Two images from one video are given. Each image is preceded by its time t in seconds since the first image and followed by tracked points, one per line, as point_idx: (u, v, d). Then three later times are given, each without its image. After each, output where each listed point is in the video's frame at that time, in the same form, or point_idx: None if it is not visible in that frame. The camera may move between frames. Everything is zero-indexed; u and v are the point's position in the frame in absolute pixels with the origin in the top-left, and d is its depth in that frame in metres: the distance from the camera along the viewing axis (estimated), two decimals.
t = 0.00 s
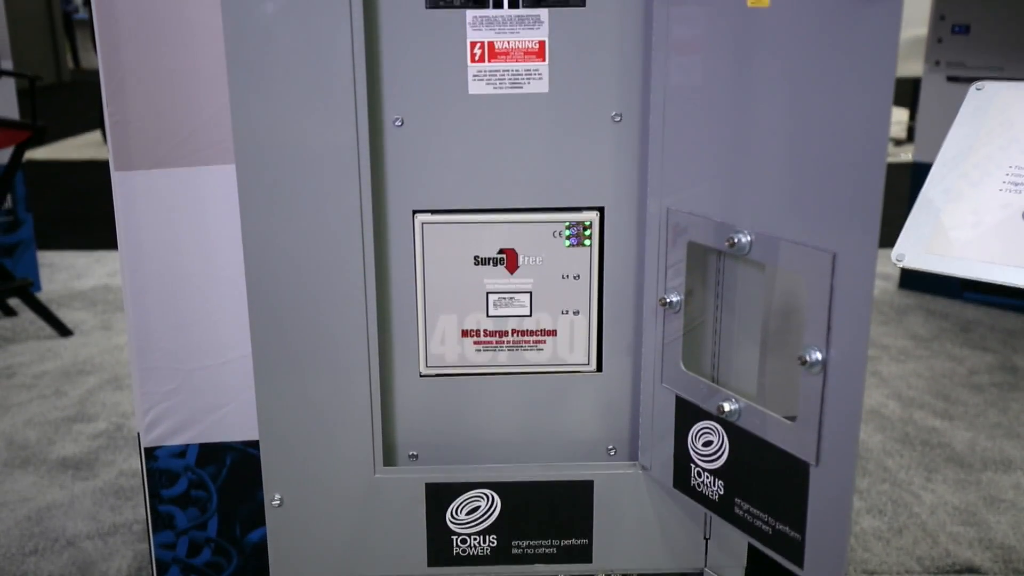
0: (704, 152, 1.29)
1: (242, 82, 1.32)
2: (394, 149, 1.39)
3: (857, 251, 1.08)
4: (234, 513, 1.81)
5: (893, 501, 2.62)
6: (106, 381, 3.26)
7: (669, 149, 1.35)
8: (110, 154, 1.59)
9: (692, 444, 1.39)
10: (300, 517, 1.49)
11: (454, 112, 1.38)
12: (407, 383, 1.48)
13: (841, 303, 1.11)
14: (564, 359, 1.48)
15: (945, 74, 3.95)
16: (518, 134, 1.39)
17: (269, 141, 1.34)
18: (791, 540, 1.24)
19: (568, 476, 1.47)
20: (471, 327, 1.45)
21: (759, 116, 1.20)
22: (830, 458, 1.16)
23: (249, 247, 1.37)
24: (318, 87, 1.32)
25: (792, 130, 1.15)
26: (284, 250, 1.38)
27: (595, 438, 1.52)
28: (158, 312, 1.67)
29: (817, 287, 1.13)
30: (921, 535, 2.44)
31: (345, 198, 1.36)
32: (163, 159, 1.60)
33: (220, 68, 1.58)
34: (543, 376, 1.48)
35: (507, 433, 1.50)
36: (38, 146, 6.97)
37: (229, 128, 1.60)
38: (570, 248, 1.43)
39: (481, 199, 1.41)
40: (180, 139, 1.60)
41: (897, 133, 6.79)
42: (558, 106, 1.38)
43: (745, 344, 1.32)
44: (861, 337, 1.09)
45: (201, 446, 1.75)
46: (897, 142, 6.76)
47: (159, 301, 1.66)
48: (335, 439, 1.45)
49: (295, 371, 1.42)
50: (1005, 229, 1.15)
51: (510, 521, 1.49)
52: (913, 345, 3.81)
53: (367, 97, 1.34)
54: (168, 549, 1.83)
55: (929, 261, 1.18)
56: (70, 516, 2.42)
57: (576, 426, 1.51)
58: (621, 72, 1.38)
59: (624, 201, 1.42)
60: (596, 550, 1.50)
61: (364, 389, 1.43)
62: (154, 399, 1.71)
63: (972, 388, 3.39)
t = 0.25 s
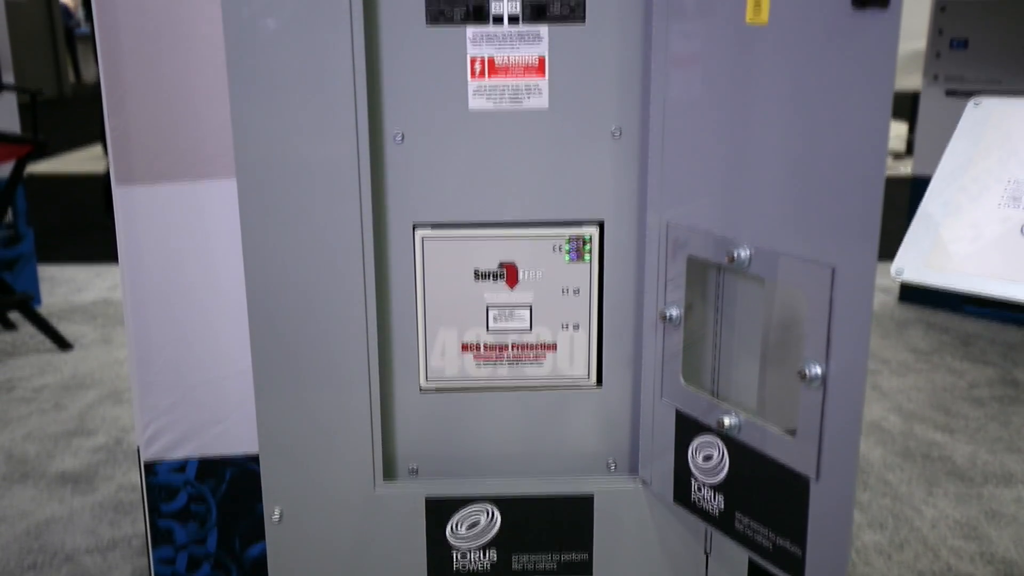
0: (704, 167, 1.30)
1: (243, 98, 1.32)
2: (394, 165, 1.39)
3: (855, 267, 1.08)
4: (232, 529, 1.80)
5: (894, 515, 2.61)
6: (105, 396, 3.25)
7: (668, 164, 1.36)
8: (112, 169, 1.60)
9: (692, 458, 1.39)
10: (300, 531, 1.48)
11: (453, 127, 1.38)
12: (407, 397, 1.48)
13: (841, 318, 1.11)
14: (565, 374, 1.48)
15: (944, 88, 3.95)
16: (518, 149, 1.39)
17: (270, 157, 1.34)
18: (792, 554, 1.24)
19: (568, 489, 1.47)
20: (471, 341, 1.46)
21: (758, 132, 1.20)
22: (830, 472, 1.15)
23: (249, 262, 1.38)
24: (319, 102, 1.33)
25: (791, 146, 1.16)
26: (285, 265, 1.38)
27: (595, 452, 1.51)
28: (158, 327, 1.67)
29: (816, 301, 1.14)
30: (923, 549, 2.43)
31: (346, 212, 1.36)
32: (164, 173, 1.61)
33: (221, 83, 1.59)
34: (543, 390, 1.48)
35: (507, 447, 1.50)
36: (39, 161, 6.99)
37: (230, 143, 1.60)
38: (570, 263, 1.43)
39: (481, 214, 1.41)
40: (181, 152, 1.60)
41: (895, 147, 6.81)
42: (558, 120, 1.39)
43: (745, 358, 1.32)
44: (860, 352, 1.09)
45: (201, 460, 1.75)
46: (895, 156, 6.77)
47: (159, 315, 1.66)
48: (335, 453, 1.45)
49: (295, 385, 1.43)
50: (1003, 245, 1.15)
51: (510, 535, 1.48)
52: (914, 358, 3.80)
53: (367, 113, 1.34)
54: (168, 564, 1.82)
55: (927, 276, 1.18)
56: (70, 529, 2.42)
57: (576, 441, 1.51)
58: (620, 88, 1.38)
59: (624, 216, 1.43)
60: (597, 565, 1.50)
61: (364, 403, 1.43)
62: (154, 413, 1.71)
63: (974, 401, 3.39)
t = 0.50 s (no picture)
0: (704, 182, 1.30)
1: (245, 113, 1.33)
2: (395, 180, 1.40)
3: (856, 282, 1.09)
4: (231, 543, 1.80)
5: (895, 529, 2.60)
6: (106, 409, 3.25)
7: (667, 179, 1.36)
8: (113, 183, 1.61)
9: (692, 473, 1.39)
10: (299, 546, 1.48)
11: (454, 143, 1.39)
12: (407, 412, 1.48)
13: (841, 333, 1.11)
14: (565, 388, 1.48)
15: (943, 102, 3.95)
16: (518, 163, 1.40)
17: (271, 172, 1.35)
18: (793, 570, 1.24)
19: (568, 504, 1.46)
20: (471, 355, 1.46)
21: (758, 147, 1.21)
22: (831, 487, 1.15)
23: (250, 276, 1.38)
24: (319, 118, 1.33)
25: (791, 161, 1.16)
26: (286, 280, 1.38)
27: (595, 467, 1.51)
28: (159, 340, 1.68)
29: (816, 316, 1.14)
30: (924, 564, 2.42)
31: (347, 227, 1.37)
32: (166, 187, 1.62)
33: (223, 98, 1.60)
34: (543, 405, 1.48)
35: (507, 461, 1.50)
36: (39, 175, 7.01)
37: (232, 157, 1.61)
38: (570, 277, 1.43)
39: (482, 228, 1.42)
40: (183, 167, 1.62)
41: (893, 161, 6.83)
42: (558, 135, 1.39)
43: (744, 372, 1.32)
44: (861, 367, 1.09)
45: (200, 475, 1.75)
46: (894, 170, 6.79)
47: (159, 329, 1.67)
48: (335, 467, 1.45)
49: (295, 400, 1.43)
50: (1001, 259, 1.15)
51: (510, 550, 1.48)
52: (914, 371, 3.80)
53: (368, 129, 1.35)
54: None
55: (927, 290, 1.18)
56: (68, 544, 2.41)
57: (576, 455, 1.51)
58: (620, 103, 1.38)
59: (623, 231, 1.43)
60: None
61: (364, 418, 1.43)
62: (154, 427, 1.72)
63: (975, 415, 3.38)
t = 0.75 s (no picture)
0: (703, 198, 1.31)
1: (245, 129, 1.33)
2: (395, 195, 1.40)
3: (855, 298, 1.09)
4: (231, 558, 1.80)
5: (896, 545, 2.59)
6: (105, 424, 3.24)
7: (667, 194, 1.37)
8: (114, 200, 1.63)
9: (693, 488, 1.38)
10: (299, 562, 1.48)
11: (454, 158, 1.39)
12: (407, 427, 1.48)
13: (841, 348, 1.12)
14: (565, 403, 1.48)
15: (942, 117, 3.96)
16: (518, 179, 1.40)
17: (272, 187, 1.35)
18: None
19: (569, 520, 1.46)
20: (471, 370, 1.46)
21: (757, 163, 1.21)
22: (832, 502, 1.15)
23: (250, 292, 1.38)
24: (319, 134, 1.33)
25: (790, 177, 1.17)
26: (286, 295, 1.38)
27: (595, 482, 1.51)
28: (159, 355, 1.70)
29: (816, 331, 1.15)
30: None
31: (347, 243, 1.37)
32: (166, 204, 1.64)
33: (223, 117, 1.63)
34: (543, 420, 1.48)
35: (507, 476, 1.50)
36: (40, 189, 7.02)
37: (232, 174, 1.64)
38: (570, 292, 1.44)
39: (482, 244, 1.42)
40: (184, 184, 1.64)
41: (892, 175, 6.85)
42: (558, 151, 1.40)
43: (744, 387, 1.32)
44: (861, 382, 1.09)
45: (200, 490, 1.76)
46: (893, 184, 6.81)
47: (160, 344, 1.69)
48: (335, 482, 1.45)
49: (295, 415, 1.43)
50: (1000, 274, 1.16)
51: (510, 566, 1.47)
52: (915, 386, 3.79)
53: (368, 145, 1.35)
54: None
55: (926, 306, 1.18)
56: (67, 559, 2.40)
57: (577, 470, 1.50)
58: (619, 119, 1.39)
59: (623, 246, 1.43)
60: None
61: (364, 433, 1.43)
62: (154, 442, 1.73)
63: (975, 430, 3.37)
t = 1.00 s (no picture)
0: (702, 214, 1.31)
1: (247, 146, 1.34)
2: (396, 212, 1.41)
3: (855, 314, 1.10)
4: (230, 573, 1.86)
5: (898, 561, 2.57)
6: (105, 440, 3.23)
7: (667, 210, 1.37)
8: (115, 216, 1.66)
9: (693, 504, 1.38)
10: None
11: (455, 175, 1.40)
12: (407, 443, 1.48)
13: (841, 364, 1.12)
14: (565, 419, 1.48)
15: (941, 132, 3.96)
16: (518, 195, 1.41)
17: (273, 204, 1.36)
18: None
19: (569, 536, 1.46)
20: (471, 386, 1.46)
21: (756, 179, 1.22)
22: (833, 519, 1.15)
23: (251, 308, 1.38)
24: (320, 150, 1.34)
25: (789, 193, 1.17)
26: (287, 311, 1.39)
27: (595, 498, 1.51)
28: (159, 369, 1.73)
29: (816, 347, 1.15)
30: None
31: (348, 259, 1.37)
32: (167, 220, 1.67)
33: (224, 134, 1.65)
34: (543, 436, 1.48)
35: (507, 493, 1.50)
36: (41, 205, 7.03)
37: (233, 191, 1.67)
38: (570, 308, 1.44)
39: (482, 260, 1.43)
40: (185, 201, 1.67)
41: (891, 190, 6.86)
42: (558, 168, 1.40)
43: (745, 403, 1.32)
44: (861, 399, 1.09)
45: (199, 506, 1.79)
46: (891, 199, 6.82)
47: (160, 360, 1.72)
48: (335, 499, 1.45)
49: (296, 431, 1.43)
50: (1000, 290, 1.16)
51: None
52: (915, 401, 3.79)
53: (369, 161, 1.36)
54: None
55: (926, 321, 1.18)
56: None
57: (577, 486, 1.50)
58: (619, 136, 1.40)
59: (623, 262, 1.44)
60: None
61: (365, 449, 1.43)
62: (153, 454, 1.76)
63: (976, 445, 3.37)
